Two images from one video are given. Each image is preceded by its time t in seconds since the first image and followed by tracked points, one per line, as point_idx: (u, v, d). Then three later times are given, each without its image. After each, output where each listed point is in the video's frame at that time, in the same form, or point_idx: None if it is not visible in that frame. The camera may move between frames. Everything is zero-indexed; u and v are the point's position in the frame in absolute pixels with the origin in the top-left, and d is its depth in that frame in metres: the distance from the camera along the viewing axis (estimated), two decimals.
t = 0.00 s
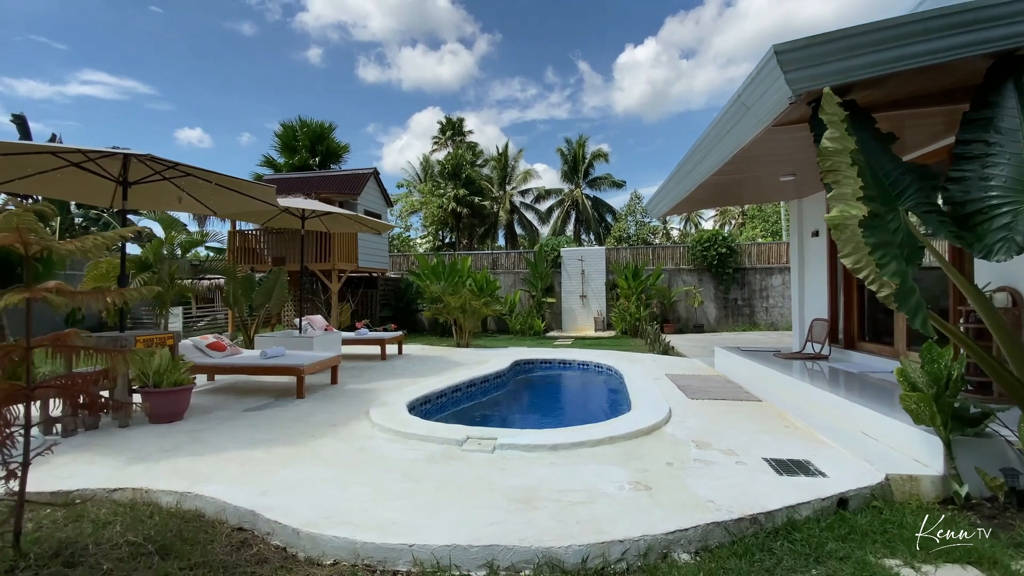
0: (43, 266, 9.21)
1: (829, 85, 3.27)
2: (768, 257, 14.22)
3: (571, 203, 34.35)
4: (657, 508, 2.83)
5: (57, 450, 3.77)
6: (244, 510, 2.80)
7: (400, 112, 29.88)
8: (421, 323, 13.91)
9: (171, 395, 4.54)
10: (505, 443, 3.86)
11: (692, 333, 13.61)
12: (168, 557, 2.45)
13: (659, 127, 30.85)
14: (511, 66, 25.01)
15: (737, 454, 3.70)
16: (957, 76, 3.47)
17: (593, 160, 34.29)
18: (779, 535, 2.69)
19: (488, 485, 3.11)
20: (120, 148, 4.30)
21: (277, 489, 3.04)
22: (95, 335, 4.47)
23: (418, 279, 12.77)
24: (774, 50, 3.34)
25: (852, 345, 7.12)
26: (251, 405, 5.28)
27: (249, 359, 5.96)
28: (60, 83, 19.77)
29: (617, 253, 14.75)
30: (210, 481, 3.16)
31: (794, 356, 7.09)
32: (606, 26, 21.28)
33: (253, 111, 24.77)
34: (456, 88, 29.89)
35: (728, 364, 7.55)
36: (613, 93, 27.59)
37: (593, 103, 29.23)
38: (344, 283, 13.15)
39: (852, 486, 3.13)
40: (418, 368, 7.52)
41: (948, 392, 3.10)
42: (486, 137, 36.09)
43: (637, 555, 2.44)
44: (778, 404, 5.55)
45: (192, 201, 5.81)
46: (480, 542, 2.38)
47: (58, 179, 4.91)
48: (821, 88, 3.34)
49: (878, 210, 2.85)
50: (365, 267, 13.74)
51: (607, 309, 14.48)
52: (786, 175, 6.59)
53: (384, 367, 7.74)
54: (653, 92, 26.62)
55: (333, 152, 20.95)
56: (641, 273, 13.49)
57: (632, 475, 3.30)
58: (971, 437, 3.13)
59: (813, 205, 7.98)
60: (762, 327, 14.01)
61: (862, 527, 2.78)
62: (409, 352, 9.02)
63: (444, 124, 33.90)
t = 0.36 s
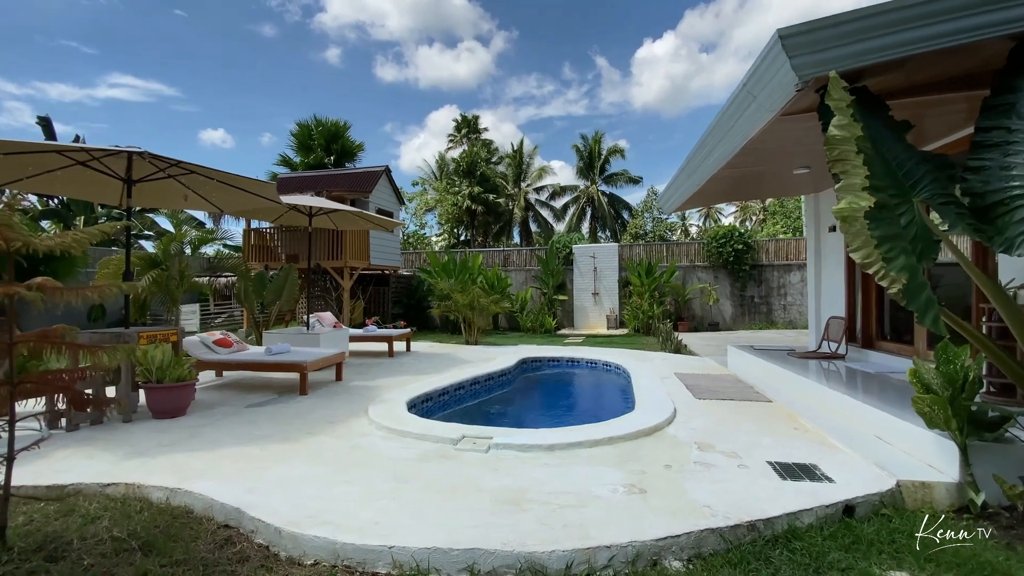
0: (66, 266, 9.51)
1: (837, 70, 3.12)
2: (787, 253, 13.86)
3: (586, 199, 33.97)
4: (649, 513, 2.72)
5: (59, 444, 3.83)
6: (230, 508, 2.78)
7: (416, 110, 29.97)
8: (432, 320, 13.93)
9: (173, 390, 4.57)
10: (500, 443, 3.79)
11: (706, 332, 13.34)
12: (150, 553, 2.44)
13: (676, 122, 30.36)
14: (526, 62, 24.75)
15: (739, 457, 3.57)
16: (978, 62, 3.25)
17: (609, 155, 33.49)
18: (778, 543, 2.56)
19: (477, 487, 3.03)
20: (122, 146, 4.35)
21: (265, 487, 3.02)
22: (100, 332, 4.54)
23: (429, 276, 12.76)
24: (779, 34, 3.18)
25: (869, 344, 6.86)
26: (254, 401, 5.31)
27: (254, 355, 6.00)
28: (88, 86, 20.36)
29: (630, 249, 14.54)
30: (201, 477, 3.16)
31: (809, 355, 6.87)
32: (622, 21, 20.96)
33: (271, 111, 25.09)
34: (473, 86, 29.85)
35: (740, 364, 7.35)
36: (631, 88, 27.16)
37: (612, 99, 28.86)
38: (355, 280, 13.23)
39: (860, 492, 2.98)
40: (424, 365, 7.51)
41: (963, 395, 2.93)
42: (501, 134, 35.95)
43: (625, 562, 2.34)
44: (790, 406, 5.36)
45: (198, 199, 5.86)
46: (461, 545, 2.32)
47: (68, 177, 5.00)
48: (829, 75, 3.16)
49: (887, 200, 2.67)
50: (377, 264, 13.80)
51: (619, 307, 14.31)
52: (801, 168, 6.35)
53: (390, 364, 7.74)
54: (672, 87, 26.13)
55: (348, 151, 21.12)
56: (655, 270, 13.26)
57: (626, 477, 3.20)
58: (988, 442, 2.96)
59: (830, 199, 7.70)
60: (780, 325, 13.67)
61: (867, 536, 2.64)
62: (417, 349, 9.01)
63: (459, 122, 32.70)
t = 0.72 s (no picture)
0: (89, 259, 10.04)
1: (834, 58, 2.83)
2: (805, 249, 13.49)
3: (603, 195, 33.58)
4: (629, 515, 2.64)
5: (59, 434, 3.94)
6: (209, 500, 2.80)
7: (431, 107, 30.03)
8: (442, 316, 14.00)
9: (173, 383, 4.65)
10: (488, 441, 3.74)
11: (720, 330, 13.08)
12: (126, 543, 2.47)
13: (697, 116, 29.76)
14: (548, 56, 24.48)
15: (732, 460, 3.45)
16: (992, 45, 3.03)
17: (626, 150, 33.13)
18: (761, 550, 2.46)
19: (457, 484, 3.00)
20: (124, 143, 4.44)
21: (248, 480, 3.05)
22: (102, 325, 4.63)
23: (438, 272, 12.78)
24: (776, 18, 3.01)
25: (884, 344, 6.61)
26: (254, 394, 5.38)
27: (257, 349, 6.07)
28: (117, 86, 21.06)
29: (643, 245, 14.33)
30: (187, 469, 3.20)
31: (821, 355, 6.65)
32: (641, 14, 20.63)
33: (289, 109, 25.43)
34: (492, 82, 29.76)
35: (750, 362, 7.17)
36: (652, 82, 26.59)
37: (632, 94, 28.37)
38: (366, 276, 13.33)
39: (855, 499, 2.85)
40: (427, 361, 7.51)
41: (968, 398, 2.77)
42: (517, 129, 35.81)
43: (598, 566, 2.27)
44: (795, 407, 5.19)
45: (201, 194, 5.92)
46: (429, 544, 2.28)
47: (74, 173, 5.10)
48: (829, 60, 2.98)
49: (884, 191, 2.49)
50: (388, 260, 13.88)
51: (631, 304, 14.14)
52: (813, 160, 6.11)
53: (394, 359, 7.76)
54: (693, 80, 25.61)
55: (363, 148, 21.28)
56: (667, 267, 13.04)
57: (610, 478, 3.11)
58: (997, 451, 2.81)
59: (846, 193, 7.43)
60: (797, 324, 13.32)
61: (858, 543, 2.52)
62: (422, 345, 9.03)
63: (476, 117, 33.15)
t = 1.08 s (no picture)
0: (104, 254, 10.88)
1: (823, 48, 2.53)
2: (820, 248, 13.14)
3: (617, 192, 33.29)
4: (603, 518, 2.57)
5: (55, 425, 4.03)
6: (185, 494, 2.82)
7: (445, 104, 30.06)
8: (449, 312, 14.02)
9: (169, 376, 4.72)
10: (472, 439, 3.70)
11: (731, 329, 12.83)
12: (99, 534, 2.49)
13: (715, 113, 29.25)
14: (564, 52, 24.25)
15: (720, 463, 3.35)
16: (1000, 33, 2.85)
17: (642, 147, 32.81)
18: (738, 557, 2.37)
19: (432, 482, 2.97)
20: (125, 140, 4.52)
21: (226, 474, 3.06)
22: (101, 319, 4.71)
23: (446, 269, 12.79)
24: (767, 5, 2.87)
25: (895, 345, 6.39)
26: (251, 388, 5.44)
27: (257, 344, 6.14)
28: (139, 85, 21.65)
29: (653, 243, 14.12)
30: (169, 462, 3.23)
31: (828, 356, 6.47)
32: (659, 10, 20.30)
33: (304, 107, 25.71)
34: (507, 79, 29.67)
35: (755, 362, 7.00)
36: (671, 77, 26.11)
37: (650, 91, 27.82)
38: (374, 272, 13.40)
39: (843, 506, 2.74)
40: (427, 357, 7.51)
41: (965, 402, 2.63)
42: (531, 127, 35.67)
43: (564, 569, 2.21)
44: (796, 409, 5.05)
45: (202, 190, 5.99)
46: (393, 543, 2.25)
47: (77, 170, 5.18)
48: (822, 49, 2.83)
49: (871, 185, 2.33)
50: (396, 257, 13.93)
51: (640, 302, 13.95)
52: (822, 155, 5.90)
53: (394, 355, 7.78)
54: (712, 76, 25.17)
55: (375, 145, 21.40)
56: (677, 265, 12.83)
57: (589, 479, 3.04)
58: (997, 459, 2.66)
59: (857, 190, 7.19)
60: (811, 324, 12.99)
61: (841, 551, 2.42)
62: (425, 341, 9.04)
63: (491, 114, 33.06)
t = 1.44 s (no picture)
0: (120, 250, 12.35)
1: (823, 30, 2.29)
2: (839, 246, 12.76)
3: (633, 190, 32.97)
4: (583, 521, 2.46)
5: (52, 416, 4.08)
6: (163, 487, 2.80)
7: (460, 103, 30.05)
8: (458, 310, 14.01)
9: (167, 370, 4.76)
10: (459, 438, 3.62)
11: (745, 329, 12.53)
12: (74, 526, 2.48)
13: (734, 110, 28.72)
14: (582, 50, 24.03)
15: (715, 467, 3.20)
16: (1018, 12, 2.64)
17: (658, 144, 32.63)
18: (724, 566, 2.23)
19: (411, 480, 2.89)
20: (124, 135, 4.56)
21: (207, 469, 3.03)
22: (100, 313, 4.76)
23: (455, 266, 12.75)
24: None
25: (912, 347, 6.12)
26: (249, 383, 5.45)
27: (258, 339, 6.16)
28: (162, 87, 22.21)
29: (665, 241, 13.88)
30: (153, 456, 3.22)
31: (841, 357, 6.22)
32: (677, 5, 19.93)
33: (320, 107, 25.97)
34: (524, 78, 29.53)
35: (766, 364, 6.76)
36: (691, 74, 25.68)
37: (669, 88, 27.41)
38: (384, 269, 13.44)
39: (842, 515, 2.58)
40: (430, 355, 7.46)
41: (976, 405, 2.44)
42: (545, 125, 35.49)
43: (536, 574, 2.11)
44: (803, 412, 4.85)
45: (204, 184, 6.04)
46: (360, 543, 2.18)
47: (82, 164, 5.26)
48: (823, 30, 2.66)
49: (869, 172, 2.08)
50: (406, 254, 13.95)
51: (652, 301, 13.72)
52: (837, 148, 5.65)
53: (397, 352, 7.74)
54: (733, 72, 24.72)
55: (389, 144, 21.51)
56: (690, 263, 12.59)
57: (574, 481, 2.93)
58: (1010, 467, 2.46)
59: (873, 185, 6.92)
60: (828, 324, 12.61)
61: (835, 562, 2.26)
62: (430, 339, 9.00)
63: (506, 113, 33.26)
